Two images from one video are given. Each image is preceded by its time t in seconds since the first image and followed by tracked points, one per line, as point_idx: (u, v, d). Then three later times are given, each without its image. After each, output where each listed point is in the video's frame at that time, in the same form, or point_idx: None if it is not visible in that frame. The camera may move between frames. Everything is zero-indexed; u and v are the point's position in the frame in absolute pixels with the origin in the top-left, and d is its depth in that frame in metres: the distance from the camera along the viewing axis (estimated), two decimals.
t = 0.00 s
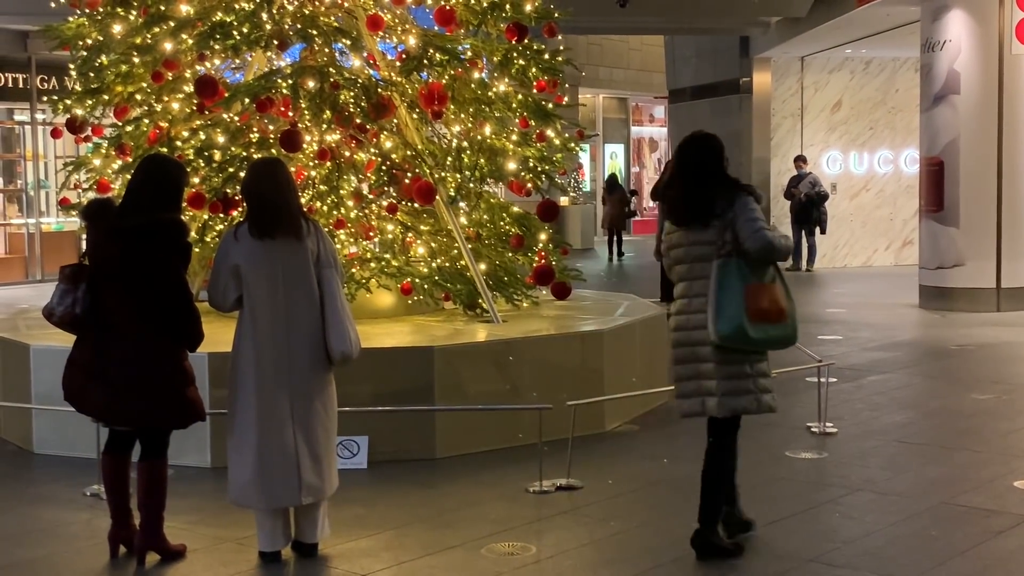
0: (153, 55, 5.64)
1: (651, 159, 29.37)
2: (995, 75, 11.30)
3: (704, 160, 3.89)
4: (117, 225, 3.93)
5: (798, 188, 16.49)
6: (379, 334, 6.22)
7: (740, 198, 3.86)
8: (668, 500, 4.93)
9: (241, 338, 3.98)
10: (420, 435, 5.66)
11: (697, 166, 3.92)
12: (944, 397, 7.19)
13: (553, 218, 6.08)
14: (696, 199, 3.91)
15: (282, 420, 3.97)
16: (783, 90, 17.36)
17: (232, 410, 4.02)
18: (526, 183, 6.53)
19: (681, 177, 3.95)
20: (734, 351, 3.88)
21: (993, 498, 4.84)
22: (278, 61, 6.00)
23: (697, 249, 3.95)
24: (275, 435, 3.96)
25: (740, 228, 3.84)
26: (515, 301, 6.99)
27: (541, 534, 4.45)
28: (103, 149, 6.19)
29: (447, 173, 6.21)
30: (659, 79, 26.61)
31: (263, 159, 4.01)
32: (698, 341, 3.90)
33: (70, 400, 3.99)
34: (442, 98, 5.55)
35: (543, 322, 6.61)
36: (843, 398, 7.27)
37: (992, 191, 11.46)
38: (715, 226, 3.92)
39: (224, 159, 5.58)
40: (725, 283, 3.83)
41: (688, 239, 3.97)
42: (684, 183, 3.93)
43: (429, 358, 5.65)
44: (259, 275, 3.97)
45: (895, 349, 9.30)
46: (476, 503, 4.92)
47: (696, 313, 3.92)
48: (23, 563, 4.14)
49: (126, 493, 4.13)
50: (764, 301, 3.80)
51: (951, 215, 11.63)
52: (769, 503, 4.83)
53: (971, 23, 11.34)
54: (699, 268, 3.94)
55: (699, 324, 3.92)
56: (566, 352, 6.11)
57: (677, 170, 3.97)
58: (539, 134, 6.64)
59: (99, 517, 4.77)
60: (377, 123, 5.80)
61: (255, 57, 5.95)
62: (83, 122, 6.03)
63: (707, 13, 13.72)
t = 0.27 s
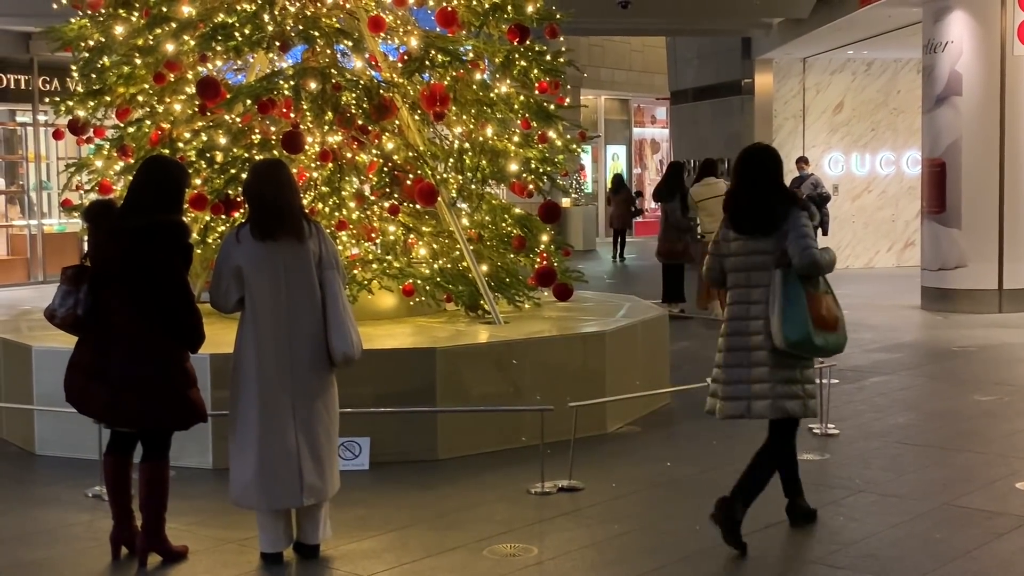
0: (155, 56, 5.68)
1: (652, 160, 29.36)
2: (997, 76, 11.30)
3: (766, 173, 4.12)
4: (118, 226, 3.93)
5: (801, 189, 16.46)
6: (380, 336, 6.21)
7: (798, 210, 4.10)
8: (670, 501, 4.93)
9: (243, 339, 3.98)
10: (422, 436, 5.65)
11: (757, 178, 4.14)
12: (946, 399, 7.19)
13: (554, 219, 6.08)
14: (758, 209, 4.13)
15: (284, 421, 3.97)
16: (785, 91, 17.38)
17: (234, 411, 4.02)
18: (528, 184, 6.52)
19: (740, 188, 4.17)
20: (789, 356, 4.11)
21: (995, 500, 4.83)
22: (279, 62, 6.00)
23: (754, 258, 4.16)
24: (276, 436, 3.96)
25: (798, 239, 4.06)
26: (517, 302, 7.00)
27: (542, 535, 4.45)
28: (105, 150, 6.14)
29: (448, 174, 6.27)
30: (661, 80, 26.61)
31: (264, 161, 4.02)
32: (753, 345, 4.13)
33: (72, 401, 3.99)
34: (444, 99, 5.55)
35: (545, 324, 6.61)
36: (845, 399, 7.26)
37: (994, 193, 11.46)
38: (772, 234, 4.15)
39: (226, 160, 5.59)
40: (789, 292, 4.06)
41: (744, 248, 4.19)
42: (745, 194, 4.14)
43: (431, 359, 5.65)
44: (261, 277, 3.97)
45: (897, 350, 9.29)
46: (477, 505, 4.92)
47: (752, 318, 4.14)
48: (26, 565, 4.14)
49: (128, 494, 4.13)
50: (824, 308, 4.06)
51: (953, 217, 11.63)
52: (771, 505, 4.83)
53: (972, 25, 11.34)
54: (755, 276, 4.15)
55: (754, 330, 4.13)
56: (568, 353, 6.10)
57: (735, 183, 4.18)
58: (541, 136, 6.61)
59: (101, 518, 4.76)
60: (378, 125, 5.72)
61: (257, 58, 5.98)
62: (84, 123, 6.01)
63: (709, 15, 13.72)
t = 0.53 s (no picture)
0: (158, 59, 5.61)
1: (654, 163, 29.35)
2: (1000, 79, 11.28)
3: (817, 169, 4.34)
4: (119, 229, 3.94)
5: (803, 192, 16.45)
6: (383, 338, 6.21)
7: (845, 207, 4.30)
8: (673, 504, 4.92)
9: (246, 342, 3.98)
10: (425, 439, 5.65)
11: (808, 174, 4.36)
12: (948, 401, 7.17)
13: (557, 222, 6.08)
14: (806, 206, 4.35)
15: (287, 424, 3.97)
16: (787, 94, 17.44)
17: (236, 414, 4.02)
18: (530, 187, 6.50)
19: (790, 184, 4.38)
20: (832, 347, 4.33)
21: (998, 503, 4.82)
22: (283, 65, 6.06)
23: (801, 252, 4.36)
24: (279, 438, 3.96)
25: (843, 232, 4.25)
26: (519, 304, 6.96)
27: (546, 538, 4.44)
28: (109, 153, 6.16)
29: (451, 177, 6.30)
30: (663, 83, 26.61)
31: (268, 164, 4.01)
32: (797, 337, 4.34)
33: (75, 405, 4.00)
34: (446, 102, 5.54)
35: (548, 326, 6.61)
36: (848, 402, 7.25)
37: (996, 195, 11.45)
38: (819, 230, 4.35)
39: (229, 163, 5.59)
40: (835, 287, 4.24)
41: (792, 242, 4.39)
42: (795, 190, 4.35)
43: (433, 362, 5.64)
44: (264, 280, 3.98)
45: (899, 352, 9.28)
46: (480, 507, 4.92)
47: (796, 310, 4.35)
48: (28, 567, 4.14)
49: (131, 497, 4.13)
50: (869, 300, 4.24)
51: (956, 219, 11.60)
52: (774, 508, 4.82)
53: (974, 27, 11.34)
54: (799, 266, 4.36)
55: (799, 322, 4.34)
56: (571, 356, 6.10)
57: (786, 178, 4.40)
58: (543, 138, 6.55)
59: (103, 521, 4.76)
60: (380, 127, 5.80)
61: (261, 61, 6.01)
62: (87, 126, 6.01)
63: (711, 18, 13.71)
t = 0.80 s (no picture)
0: (165, 66, 5.62)
1: (659, 168, 29.34)
2: (1006, 83, 11.27)
3: (865, 180, 4.60)
4: (125, 235, 3.95)
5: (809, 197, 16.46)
6: (389, 344, 6.21)
7: (893, 215, 4.55)
8: (680, 510, 4.92)
9: (252, 348, 3.99)
10: (431, 444, 5.65)
11: (857, 185, 4.62)
12: (955, 406, 7.16)
13: (562, 228, 6.08)
14: (856, 214, 4.60)
15: (292, 430, 3.97)
16: (792, 99, 17.38)
17: (242, 420, 4.02)
18: (535, 194, 6.50)
19: (839, 195, 4.63)
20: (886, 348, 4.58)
21: (1005, 508, 4.81)
22: (288, 72, 6.01)
23: (851, 258, 4.62)
24: (285, 445, 3.96)
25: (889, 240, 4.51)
26: (525, 310, 6.97)
27: (551, 543, 4.44)
28: (114, 159, 6.18)
29: (456, 183, 6.32)
30: (668, 88, 26.62)
31: (273, 170, 4.03)
32: (851, 339, 4.59)
33: (81, 411, 4.01)
34: (451, 108, 5.56)
35: (553, 332, 6.61)
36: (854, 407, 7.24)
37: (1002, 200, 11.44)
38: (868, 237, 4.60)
39: (234, 170, 5.58)
40: (885, 289, 4.51)
41: (841, 249, 4.64)
42: (845, 200, 4.61)
43: (439, 368, 5.65)
44: (269, 285, 3.98)
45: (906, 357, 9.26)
46: (486, 513, 4.92)
47: (848, 314, 4.60)
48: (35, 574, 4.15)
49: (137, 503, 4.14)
50: (917, 303, 4.49)
51: (961, 224, 11.59)
52: (780, 513, 4.81)
53: (980, 32, 11.34)
54: (850, 273, 4.62)
55: (852, 324, 4.59)
56: (576, 361, 6.10)
57: (836, 189, 4.66)
58: (548, 144, 6.59)
59: (110, 528, 4.77)
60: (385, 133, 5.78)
61: (265, 67, 5.98)
62: (94, 133, 6.04)
63: (716, 23, 13.72)
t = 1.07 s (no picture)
0: (171, 79, 5.66)
1: (666, 178, 29.35)
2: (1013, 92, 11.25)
3: (903, 182, 4.80)
4: (133, 247, 3.94)
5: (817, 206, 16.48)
6: (396, 356, 6.21)
7: (934, 215, 4.80)
8: (688, 520, 4.90)
9: (260, 360, 3.99)
10: (439, 455, 5.65)
11: (894, 186, 4.82)
12: (965, 415, 7.13)
13: (569, 237, 6.07)
14: (899, 216, 4.81)
15: (301, 441, 3.97)
16: (798, 108, 17.35)
17: (250, 432, 4.02)
18: (542, 203, 6.53)
19: (879, 199, 4.84)
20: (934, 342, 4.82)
21: (1016, 518, 4.79)
22: (295, 83, 6.10)
23: (896, 259, 4.83)
24: (293, 456, 3.95)
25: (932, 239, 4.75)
26: (532, 321, 6.98)
27: (560, 554, 4.43)
28: (122, 172, 6.21)
29: (463, 193, 6.35)
30: (674, 98, 26.64)
31: (279, 182, 4.04)
32: (902, 336, 4.81)
33: (90, 423, 4.02)
34: (458, 119, 5.58)
35: (560, 342, 6.61)
36: (863, 417, 7.22)
37: (1010, 208, 11.42)
38: (912, 237, 4.82)
39: (243, 181, 5.63)
40: (934, 287, 4.74)
41: (885, 251, 4.85)
42: (887, 204, 4.82)
43: (447, 378, 5.64)
44: (276, 298, 3.98)
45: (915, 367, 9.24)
46: (495, 524, 4.91)
47: (897, 312, 4.83)
48: None
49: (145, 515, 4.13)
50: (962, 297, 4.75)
51: (969, 232, 11.57)
52: (789, 523, 4.80)
53: (987, 41, 11.32)
54: (895, 273, 4.84)
55: (901, 321, 4.82)
56: (584, 371, 6.10)
57: (874, 191, 4.85)
58: (555, 154, 6.56)
59: (119, 540, 4.77)
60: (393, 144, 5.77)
61: (273, 78, 6.02)
62: (101, 145, 6.05)
63: (722, 34, 13.73)
